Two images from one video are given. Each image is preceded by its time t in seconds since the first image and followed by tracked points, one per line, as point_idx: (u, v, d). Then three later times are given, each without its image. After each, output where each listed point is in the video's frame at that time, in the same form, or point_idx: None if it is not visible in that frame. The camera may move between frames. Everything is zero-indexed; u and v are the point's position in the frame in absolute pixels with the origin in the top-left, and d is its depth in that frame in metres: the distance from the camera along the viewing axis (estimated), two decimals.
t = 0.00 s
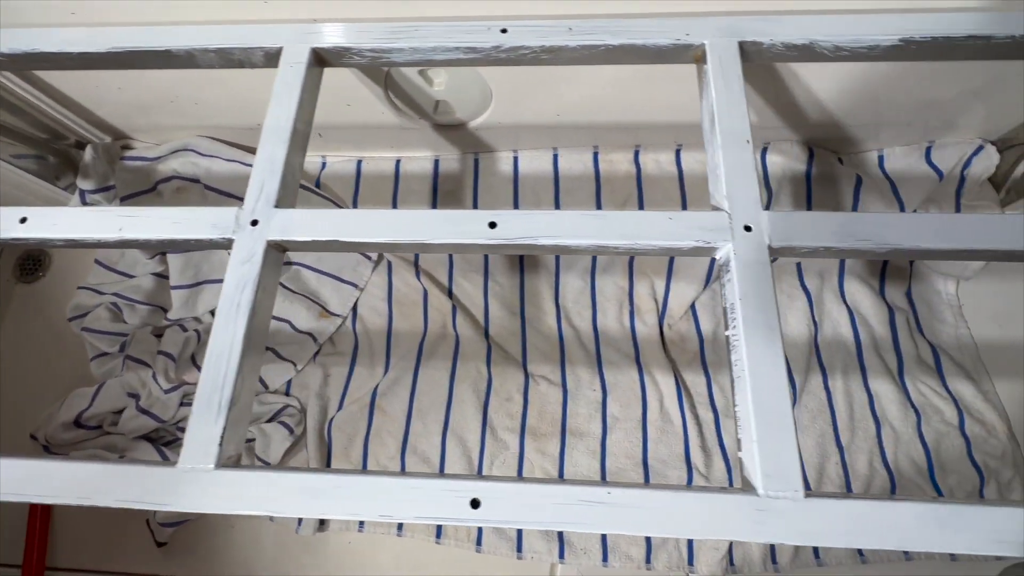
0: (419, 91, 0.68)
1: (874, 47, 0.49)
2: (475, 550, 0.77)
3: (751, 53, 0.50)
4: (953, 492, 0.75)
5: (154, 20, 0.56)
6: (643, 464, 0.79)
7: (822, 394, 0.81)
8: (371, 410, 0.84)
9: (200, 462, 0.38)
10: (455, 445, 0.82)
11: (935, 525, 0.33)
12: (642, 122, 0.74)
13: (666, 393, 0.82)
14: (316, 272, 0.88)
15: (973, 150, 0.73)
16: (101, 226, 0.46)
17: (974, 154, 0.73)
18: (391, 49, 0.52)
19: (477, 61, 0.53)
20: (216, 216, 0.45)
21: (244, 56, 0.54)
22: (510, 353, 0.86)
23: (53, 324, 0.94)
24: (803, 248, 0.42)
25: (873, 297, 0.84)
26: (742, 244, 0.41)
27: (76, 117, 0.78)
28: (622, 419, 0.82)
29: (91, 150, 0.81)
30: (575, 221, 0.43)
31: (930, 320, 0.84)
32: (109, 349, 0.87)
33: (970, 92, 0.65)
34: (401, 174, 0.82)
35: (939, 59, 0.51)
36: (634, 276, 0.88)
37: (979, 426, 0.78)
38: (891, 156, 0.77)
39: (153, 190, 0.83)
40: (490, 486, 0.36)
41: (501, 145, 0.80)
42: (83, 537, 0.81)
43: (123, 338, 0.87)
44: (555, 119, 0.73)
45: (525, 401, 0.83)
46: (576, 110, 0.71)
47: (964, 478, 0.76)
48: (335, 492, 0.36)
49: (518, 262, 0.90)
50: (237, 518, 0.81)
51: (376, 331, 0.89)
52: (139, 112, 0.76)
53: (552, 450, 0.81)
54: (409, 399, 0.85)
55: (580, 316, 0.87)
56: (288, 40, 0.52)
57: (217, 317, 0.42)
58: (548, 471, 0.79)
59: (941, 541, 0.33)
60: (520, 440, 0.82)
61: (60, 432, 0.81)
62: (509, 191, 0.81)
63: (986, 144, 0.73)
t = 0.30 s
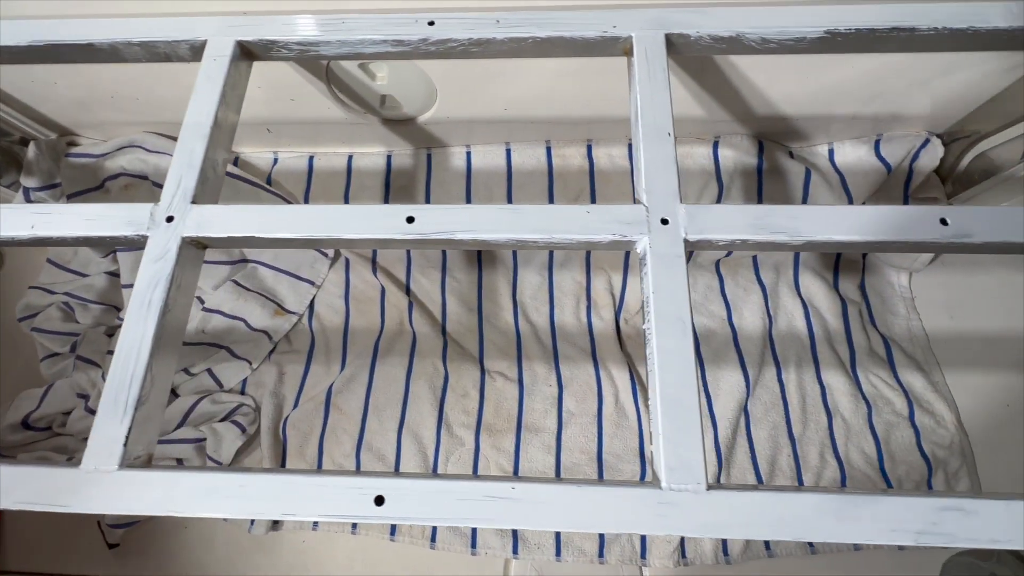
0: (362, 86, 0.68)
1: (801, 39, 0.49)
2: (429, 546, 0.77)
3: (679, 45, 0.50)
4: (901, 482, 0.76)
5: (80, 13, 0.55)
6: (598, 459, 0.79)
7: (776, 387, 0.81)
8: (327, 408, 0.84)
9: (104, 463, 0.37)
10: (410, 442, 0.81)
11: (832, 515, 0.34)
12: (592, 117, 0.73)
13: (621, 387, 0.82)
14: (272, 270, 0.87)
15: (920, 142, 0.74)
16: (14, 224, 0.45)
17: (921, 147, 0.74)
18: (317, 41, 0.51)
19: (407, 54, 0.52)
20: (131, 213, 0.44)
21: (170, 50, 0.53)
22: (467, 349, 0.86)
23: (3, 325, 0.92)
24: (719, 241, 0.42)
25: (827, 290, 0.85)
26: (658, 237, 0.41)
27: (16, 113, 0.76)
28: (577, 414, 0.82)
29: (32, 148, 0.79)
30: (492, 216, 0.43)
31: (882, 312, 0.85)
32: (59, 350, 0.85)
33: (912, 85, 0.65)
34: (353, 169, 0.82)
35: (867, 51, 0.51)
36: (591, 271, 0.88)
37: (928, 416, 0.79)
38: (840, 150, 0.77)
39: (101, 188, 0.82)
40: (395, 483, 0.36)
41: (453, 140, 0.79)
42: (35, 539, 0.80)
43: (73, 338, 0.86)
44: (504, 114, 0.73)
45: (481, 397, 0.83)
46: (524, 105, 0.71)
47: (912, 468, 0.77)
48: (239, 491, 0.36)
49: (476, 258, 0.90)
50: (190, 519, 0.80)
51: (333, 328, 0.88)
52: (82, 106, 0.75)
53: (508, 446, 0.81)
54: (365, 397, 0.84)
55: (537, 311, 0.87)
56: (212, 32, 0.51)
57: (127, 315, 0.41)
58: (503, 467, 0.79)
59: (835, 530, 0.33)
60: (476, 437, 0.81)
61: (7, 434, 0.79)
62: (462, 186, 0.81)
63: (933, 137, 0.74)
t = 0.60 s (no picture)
0: (312, 78, 0.67)
1: (739, 28, 0.49)
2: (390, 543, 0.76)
3: (618, 34, 0.50)
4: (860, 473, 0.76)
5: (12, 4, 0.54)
6: (559, 453, 0.79)
7: (737, 379, 0.81)
8: (288, 405, 0.83)
9: (15, 460, 0.37)
10: (372, 438, 0.81)
11: (747, 502, 0.34)
12: (548, 109, 0.73)
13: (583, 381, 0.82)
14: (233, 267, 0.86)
15: (877, 134, 0.74)
16: None
17: (877, 139, 0.74)
18: (252, 31, 0.50)
19: (345, 43, 0.51)
20: (54, 205, 0.44)
21: (103, 41, 0.52)
22: (430, 344, 0.86)
23: None
24: (648, 230, 0.41)
25: (789, 282, 0.85)
26: (586, 226, 0.41)
27: None
28: (540, 408, 0.81)
29: None
30: (420, 206, 0.42)
31: (844, 304, 0.85)
32: (14, 349, 0.84)
33: (862, 76, 0.65)
34: (311, 164, 0.81)
35: (807, 39, 0.51)
36: (555, 265, 0.88)
37: (887, 407, 0.79)
38: (798, 141, 0.77)
39: (54, 183, 0.80)
40: (311, 476, 0.35)
41: (411, 134, 0.79)
42: None
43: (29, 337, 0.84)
44: (459, 107, 0.73)
45: (443, 393, 0.83)
46: (479, 98, 0.71)
47: (871, 458, 0.77)
48: (154, 486, 0.36)
49: (439, 252, 0.89)
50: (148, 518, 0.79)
51: (295, 324, 0.87)
52: (31, 100, 0.74)
53: (470, 441, 0.80)
54: (326, 393, 0.83)
55: (500, 306, 0.87)
56: (144, 22, 0.50)
57: (46, 309, 0.40)
58: (464, 462, 0.79)
59: (749, 518, 0.33)
60: (438, 432, 0.81)
61: None
62: (421, 180, 0.81)
63: (888, 129, 0.74)
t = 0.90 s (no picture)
0: (255, 71, 0.65)
1: (678, 15, 0.48)
2: (345, 547, 0.74)
3: (556, 21, 0.48)
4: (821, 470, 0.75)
5: None
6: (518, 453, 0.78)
7: (700, 376, 0.81)
8: (242, 406, 0.81)
9: None
10: (328, 440, 0.79)
11: (664, 503, 0.32)
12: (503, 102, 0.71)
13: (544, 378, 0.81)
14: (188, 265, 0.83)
15: (836, 128, 0.73)
16: None
17: (836, 132, 0.73)
18: (176, 18, 0.48)
19: (275, 30, 0.49)
20: None
21: (21, 28, 0.49)
22: (389, 343, 0.84)
23: None
24: (576, 221, 0.40)
25: (752, 277, 0.84)
26: (511, 218, 0.40)
27: None
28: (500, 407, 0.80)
29: None
30: (340, 198, 0.41)
31: (807, 300, 0.85)
32: None
33: (817, 68, 0.64)
34: (264, 159, 0.79)
35: (750, 27, 0.50)
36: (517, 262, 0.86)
37: (849, 403, 0.79)
38: (758, 135, 0.76)
39: None
40: (213, 481, 0.34)
41: (366, 128, 0.77)
42: None
43: None
44: (411, 100, 0.71)
45: (402, 392, 0.81)
46: (430, 90, 0.69)
47: (832, 454, 0.76)
48: (48, 492, 0.34)
49: (400, 249, 0.87)
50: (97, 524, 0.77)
51: (251, 324, 0.85)
52: None
53: (428, 441, 0.79)
54: (283, 394, 0.82)
55: (461, 304, 0.85)
56: (62, 8, 0.48)
57: None
58: (423, 463, 0.77)
59: (666, 519, 0.32)
60: (396, 433, 0.79)
61: None
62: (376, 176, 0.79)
63: (847, 121, 0.73)
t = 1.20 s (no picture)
0: (211, 69, 0.64)
1: (630, 11, 0.47)
2: (310, 555, 0.73)
3: (506, 18, 0.47)
4: (793, 473, 0.74)
5: None
6: (488, 457, 0.76)
7: (672, 377, 0.80)
8: (207, 412, 0.79)
9: None
10: (294, 446, 0.78)
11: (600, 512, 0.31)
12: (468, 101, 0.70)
13: (514, 381, 0.80)
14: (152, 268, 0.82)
15: (805, 127, 0.73)
16: None
17: (805, 131, 0.73)
18: (114, 14, 0.47)
19: (219, 27, 0.48)
20: None
21: None
22: (358, 347, 0.83)
23: None
24: (518, 222, 0.39)
25: (724, 277, 0.83)
26: (451, 218, 0.38)
27: None
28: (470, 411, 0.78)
29: None
30: (276, 198, 0.39)
31: (780, 300, 0.84)
32: None
33: (782, 65, 0.64)
34: (227, 160, 0.77)
35: (705, 23, 0.49)
36: (488, 263, 0.84)
37: (821, 404, 0.78)
38: (727, 134, 0.75)
39: None
40: (132, 493, 0.33)
41: (331, 128, 0.76)
42: None
43: None
44: (374, 99, 0.70)
45: (370, 396, 0.80)
46: (393, 89, 0.68)
47: (805, 456, 0.76)
48: None
49: (369, 251, 0.86)
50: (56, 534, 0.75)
51: (217, 329, 0.84)
52: None
53: (396, 446, 0.77)
54: (249, 400, 0.80)
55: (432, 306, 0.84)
56: None
57: None
58: (390, 469, 0.76)
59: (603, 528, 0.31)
60: (364, 438, 0.78)
61: None
62: (342, 176, 0.78)
63: (815, 120, 0.72)
